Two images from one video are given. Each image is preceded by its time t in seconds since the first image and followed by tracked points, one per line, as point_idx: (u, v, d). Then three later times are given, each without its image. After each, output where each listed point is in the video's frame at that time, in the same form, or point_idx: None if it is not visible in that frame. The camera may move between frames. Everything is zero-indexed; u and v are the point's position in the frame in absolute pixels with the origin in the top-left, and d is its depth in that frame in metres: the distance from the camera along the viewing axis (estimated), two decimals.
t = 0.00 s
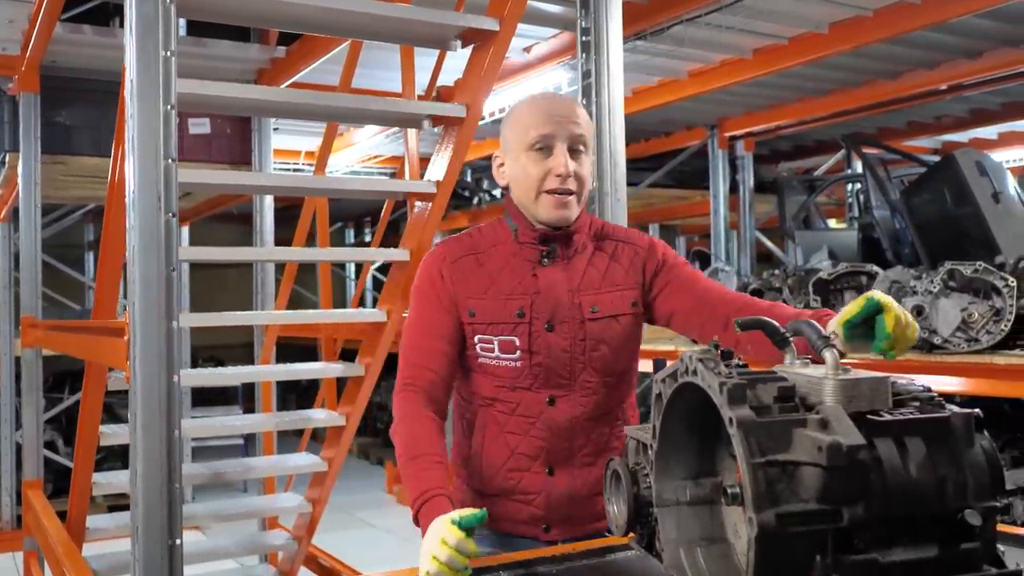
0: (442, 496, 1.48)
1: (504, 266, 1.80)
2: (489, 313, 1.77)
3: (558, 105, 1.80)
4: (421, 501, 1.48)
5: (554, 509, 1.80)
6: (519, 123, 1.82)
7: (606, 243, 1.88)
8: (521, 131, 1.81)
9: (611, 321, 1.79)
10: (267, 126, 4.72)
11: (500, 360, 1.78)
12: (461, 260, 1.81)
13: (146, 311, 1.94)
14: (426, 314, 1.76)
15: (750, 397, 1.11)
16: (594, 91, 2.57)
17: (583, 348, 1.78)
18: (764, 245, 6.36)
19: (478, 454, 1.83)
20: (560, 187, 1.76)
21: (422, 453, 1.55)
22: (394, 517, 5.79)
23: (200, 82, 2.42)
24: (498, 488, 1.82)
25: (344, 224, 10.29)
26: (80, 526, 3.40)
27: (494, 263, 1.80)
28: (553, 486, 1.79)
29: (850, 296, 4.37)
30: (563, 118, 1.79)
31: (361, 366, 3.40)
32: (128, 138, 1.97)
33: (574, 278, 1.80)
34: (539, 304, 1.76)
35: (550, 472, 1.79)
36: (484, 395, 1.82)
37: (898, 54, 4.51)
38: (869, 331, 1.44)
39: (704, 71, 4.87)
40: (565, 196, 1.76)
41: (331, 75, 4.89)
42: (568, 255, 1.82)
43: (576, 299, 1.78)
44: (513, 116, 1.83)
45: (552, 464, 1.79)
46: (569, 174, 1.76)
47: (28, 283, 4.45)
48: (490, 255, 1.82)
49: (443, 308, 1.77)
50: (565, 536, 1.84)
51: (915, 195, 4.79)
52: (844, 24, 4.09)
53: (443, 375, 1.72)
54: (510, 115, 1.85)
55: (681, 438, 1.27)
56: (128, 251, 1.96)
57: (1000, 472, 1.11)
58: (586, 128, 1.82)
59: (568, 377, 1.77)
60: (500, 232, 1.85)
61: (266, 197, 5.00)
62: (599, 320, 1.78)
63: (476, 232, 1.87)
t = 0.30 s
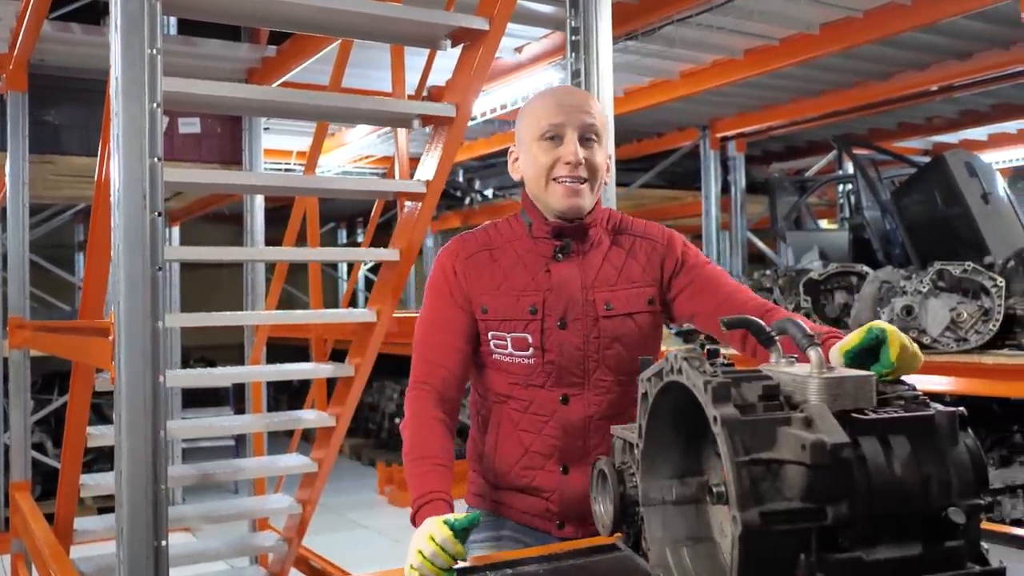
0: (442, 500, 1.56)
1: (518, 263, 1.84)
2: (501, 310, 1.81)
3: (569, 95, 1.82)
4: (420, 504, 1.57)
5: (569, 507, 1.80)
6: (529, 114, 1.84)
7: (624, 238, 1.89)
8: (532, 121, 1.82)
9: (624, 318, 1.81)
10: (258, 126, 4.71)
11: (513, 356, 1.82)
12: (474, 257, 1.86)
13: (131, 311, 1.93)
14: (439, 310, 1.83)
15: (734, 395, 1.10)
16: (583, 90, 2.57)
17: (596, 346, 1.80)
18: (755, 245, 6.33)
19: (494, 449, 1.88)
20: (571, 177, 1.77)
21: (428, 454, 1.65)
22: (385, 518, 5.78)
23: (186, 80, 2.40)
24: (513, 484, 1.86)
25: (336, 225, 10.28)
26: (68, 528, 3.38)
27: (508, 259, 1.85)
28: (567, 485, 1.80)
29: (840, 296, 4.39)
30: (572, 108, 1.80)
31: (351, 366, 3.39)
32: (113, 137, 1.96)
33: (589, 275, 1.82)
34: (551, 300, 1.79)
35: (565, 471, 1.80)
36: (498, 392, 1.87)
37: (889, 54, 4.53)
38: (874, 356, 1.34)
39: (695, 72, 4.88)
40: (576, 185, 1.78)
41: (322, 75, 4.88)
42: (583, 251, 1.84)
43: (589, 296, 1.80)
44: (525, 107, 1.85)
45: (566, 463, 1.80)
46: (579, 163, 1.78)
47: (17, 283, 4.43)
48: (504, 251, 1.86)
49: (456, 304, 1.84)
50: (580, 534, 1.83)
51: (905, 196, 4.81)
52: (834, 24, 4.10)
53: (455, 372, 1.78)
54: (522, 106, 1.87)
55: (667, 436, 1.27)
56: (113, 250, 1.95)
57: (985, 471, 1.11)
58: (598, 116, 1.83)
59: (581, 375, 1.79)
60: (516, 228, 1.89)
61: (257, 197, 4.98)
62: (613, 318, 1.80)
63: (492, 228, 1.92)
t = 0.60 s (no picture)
0: (415, 502, 1.59)
1: (498, 270, 1.86)
2: (479, 318, 1.84)
3: (550, 102, 1.80)
4: (395, 502, 1.59)
5: (552, 510, 1.82)
6: (511, 121, 1.83)
7: (608, 241, 1.90)
8: (513, 128, 1.82)
9: (606, 326, 1.82)
10: (229, 124, 4.66)
11: (494, 364, 1.84)
12: (454, 262, 1.89)
13: (101, 310, 1.90)
14: (416, 316, 1.86)
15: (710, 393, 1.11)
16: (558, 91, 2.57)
17: (577, 354, 1.80)
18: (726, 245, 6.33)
19: (475, 453, 1.90)
20: (549, 187, 1.77)
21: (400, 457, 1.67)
22: (357, 519, 5.75)
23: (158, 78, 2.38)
24: (495, 486, 1.88)
25: (308, 224, 10.20)
26: (34, 532, 3.32)
27: (487, 266, 1.86)
28: (548, 490, 1.81)
29: (810, 296, 4.44)
30: (552, 116, 1.79)
31: (323, 366, 3.37)
32: (82, 134, 1.93)
33: (571, 281, 1.83)
34: (532, 309, 1.81)
35: (547, 476, 1.82)
36: (479, 398, 1.89)
37: (859, 57, 4.58)
38: (852, 354, 1.35)
39: (667, 73, 4.90)
40: (555, 194, 1.78)
41: (294, 73, 4.84)
42: (565, 257, 1.85)
43: (572, 304, 1.81)
44: (506, 112, 1.85)
45: (547, 468, 1.82)
46: (558, 172, 1.77)
47: None
48: (485, 256, 1.88)
49: (434, 312, 1.87)
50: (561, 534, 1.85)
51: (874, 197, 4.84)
52: (805, 27, 4.14)
53: (433, 380, 1.81)
54: (504, 110, 1.86)
55: (643, 434, 1.27)
56: (81, 248, 1.92)
57: (955, 468, 1.13)
58: (580, 124, 1.82)
59: (562, 384, 1.81)
60: (496, 233, 1.91)
61: (228, 196, 4.93)
62: (595, 326, 1.81)
63: (474, 232, 1.94)
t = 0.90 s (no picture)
0: (377, 505, 1.58)
1: (459, 283, 1.85)
2: (440, 333, 1.83)
3: (512, 118, 1.74)
4: (358, 506, 1.59)
5: (512, 519, 1.84)
6: (473, 137, 1.78)
7: (574, 250, 1.90)
8: (474, 144, 1.77)
9: (567, 341, 1.82)
10: (188, 121, 4.59)
11: (455, 379, 1.84)
12: (415, 272, 1.88)
13: (62, 310, 1.88)
14: (376, 328, 1.85)
15: (679, 392, 1.12)
16: (524, 90, 2.57)
17: (538, 370, 1.80)
18: (688, 245, 6.39)
19: (436, 461, 1.91)
20: (510, 209, 1.73)
21: (360, 464, 1.67)
22: (319, 520, 5.70)
23: (119, 74, 2.35)
24: (456, 493, 1.89)
25: (268, 224, 10.08)
26: None
27: (449, 277, 1.85)
28: (509, 499, 1.83)
29: (771, 296, 4.49)
30: (514, 136, 1.73)
31: (286, 367, 3.33)
32: (41, 131, 1.89)
33: (532, 298, 1.82)
34: (493, 326, 1.80)
35: (507, 485, 1.84)
36: (441, 409, 1.89)
37: (819, 60, 4.66)
38: (820, 354, 1.37)
39: (631, 74, 4.93)
40: (516, 217, 1.74)
41: (255, 70, 4.78)
42: (527, 273, 1.84)
43: (533, 320, 1.81)
44: (468, 126, 1.79)
45: (508, 478, 1.83)
46: (519, 195, 1.73)
47: None
48: (446, 267, 1.87)
49: (394, 323, 1.86)
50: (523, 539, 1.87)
51: (833, 198, 4.91)
52: (767, 30, 4.20)
53: (392, 394, 1.81)
54: (466, 122, 1.80)
55: (611, 435, 1.28)
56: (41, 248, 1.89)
57: (918, 465, 1.16)
58: (543, 142, 1.76)
59: (522, 400, 1.81)
60: (458, 243, 1.89)
61: (187, 195, 4.85)
62: (556, 342, 1.81)
63: (436, 240, 1.92)
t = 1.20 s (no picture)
0: (355, 506, 1.57)
1: (434, 291, 1.84)
2: (414, 340, 1.82)
3: (488, 129, 1.68)
4: (336, 507, 1.58)
5: (486, 521, 1.84)
6: (446, 146, 1.71)
7: (550, 257, 1.90)
8: (448, 154, 1.71)
9: (542, 349, 1.82)
10: (157, 119, 4.53)
11: (429, 385, 1.83)
12: (388, 277, 1.87)
13: (34, 309, 1.86)
14: (350, 334, 1.84)
15: (660, 392, 1.12)
16: (499, 90, 2.57)
17: (513, 378, 1.81)
18: (659, 245, 6.43)
19: (411, 465, 1.91)
20: (485, 224, 1.69)
21: (335, 465, 1.66)
22: (289, 521, 5.66)
23: (91, 72, 2.34)
24: (430, 495, 1.89)
25: (237, 223, 9.99)
26: None
27: (423, 284, 1.85)
28: (483, 503, 1.84)
29: (741, 295, 4.53)
30: (488, 147, 1.67)
31: (258, 366, 3.31)
32: (13, 128, 1.86)
33: (507, 306, 1.82)
34: (467, 334, 1.80)
35: (481, 489, 1.84)
36: (415, 413, 1.89)
37: (790, 62, 4.71)
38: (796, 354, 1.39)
39: (603, 74, 4.95)
40: (491, 230, 1.69)
41: (226, 69, 4.74)
42: (501, 281, 1.83)
43: (508, 329, 1.80)
44: (442, 133, 1.72)
45: (482, 481, 1.84)
46: (495, 209, 1.68)
47: None
48: (420, 273, 1.86)
49: (367, 329, 1.85)
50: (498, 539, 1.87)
51: (802, 199, 4.96)
52: (737, 32, 4.24)
53: (366, 401, 1.80)
54: (440, 129, 1.73)
55: (591, 436, 1.28)
56: (12, 246, 1.87)
57: (895, 463, 1.17)
58: (519, 152, 1.70)
59: (497, 407, 1.81)
60: (432, 248, 1.88)
61: (156, 193, 4.80)
62: (531, 350, 1.81)
63: (411, 245, 1.91)
